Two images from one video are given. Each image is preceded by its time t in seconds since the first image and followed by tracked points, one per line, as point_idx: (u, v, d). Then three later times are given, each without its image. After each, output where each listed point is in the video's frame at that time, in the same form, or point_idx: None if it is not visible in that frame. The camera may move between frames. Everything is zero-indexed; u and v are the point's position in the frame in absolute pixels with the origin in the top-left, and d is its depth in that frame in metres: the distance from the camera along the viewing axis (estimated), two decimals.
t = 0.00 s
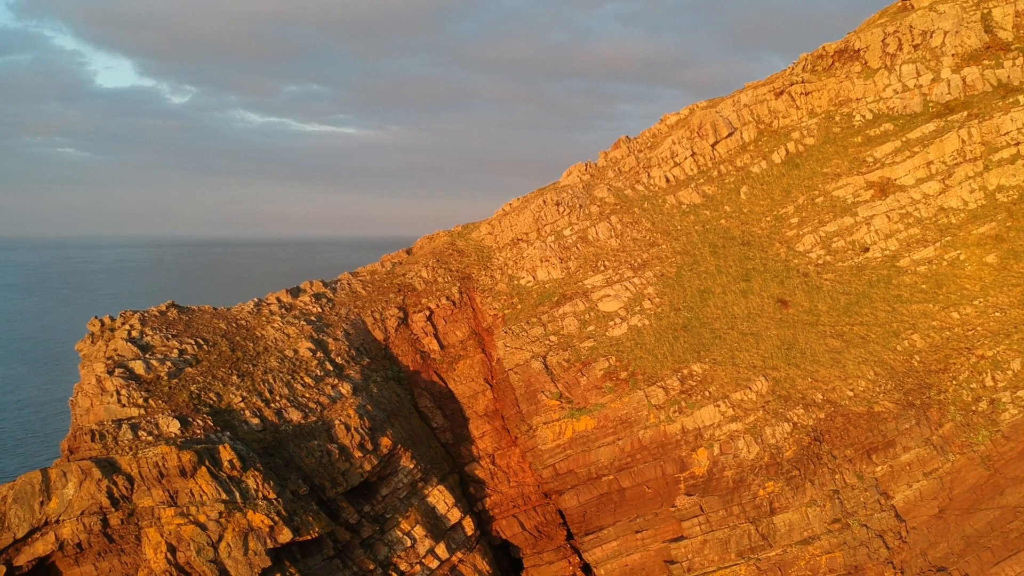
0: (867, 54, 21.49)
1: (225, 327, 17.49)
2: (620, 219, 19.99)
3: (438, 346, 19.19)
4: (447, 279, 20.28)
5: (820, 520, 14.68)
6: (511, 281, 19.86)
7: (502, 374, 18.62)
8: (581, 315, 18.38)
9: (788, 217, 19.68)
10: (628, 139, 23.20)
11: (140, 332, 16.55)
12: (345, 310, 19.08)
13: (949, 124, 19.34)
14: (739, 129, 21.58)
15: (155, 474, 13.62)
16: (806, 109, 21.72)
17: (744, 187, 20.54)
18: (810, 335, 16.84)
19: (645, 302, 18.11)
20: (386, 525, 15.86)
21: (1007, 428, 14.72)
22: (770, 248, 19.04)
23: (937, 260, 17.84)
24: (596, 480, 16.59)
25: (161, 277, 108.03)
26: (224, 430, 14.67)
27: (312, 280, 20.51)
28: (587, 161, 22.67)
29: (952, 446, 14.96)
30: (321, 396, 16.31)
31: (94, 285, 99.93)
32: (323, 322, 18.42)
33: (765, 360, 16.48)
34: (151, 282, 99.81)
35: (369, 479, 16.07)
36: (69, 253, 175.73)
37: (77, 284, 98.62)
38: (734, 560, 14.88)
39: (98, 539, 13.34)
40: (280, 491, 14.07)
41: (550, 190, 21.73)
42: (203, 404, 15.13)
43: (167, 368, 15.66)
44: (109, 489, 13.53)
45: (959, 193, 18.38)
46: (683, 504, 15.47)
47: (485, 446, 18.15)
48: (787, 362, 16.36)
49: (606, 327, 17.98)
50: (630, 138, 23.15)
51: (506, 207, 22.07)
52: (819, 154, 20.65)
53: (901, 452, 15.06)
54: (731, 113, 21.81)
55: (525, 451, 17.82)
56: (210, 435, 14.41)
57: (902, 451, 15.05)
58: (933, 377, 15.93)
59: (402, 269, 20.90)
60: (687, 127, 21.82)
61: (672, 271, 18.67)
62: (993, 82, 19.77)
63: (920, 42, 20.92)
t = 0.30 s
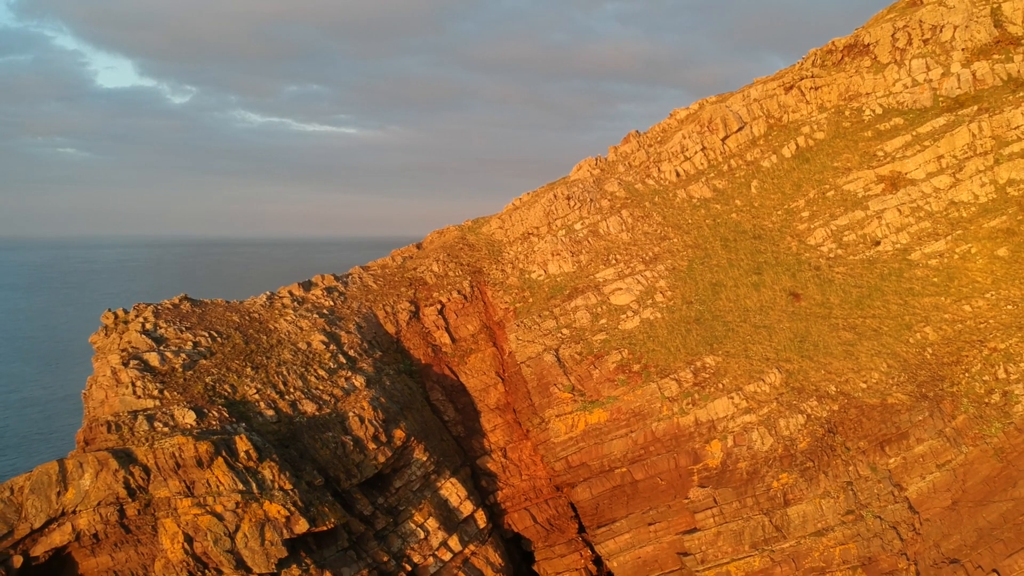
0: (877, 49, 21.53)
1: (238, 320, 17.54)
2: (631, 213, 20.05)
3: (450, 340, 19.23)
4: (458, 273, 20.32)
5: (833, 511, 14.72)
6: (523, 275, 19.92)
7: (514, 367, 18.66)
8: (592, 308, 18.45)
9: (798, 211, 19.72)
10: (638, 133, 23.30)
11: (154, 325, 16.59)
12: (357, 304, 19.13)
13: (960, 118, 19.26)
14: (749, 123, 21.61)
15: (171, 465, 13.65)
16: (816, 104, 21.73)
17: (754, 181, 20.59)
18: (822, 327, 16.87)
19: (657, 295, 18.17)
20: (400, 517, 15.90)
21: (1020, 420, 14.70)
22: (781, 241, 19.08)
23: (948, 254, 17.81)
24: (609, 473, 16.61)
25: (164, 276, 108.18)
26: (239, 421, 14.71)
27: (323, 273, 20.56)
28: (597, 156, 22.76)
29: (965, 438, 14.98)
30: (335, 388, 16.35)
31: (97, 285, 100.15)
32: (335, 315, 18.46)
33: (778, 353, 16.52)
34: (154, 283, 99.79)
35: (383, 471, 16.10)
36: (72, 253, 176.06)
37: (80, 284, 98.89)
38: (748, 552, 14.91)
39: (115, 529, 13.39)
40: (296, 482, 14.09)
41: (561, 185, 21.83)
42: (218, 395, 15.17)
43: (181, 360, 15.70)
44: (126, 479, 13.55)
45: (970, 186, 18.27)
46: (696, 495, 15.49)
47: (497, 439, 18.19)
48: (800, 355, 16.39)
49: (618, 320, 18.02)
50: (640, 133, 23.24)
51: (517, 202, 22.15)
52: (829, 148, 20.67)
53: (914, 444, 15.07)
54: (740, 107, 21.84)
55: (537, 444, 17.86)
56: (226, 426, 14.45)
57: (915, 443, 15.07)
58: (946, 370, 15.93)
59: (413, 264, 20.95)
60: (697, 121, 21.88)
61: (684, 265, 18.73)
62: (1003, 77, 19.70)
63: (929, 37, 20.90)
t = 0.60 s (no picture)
0: (886, 43, 21.48)
1: (251, 313, 17.57)
2: (642, 207, 20.16)
3: (461, 333, 19.28)
4: (469, 266, 20.40)
5: (848, 503, 14.71)
6: (534, 269, 20.00)
7: (526, 359, 18.71)
8: (605, 301, 18.52)
9: (809, 204, 19.76)
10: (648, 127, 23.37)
11: (168, 317, 16.63)
12: (368, 297, 19.17)
13: (970, 112, 19.19)
14: (759, 117, 21.64)
15: (188, 455, 13.69)
16: (825, 98, 21.73)
17: (765, 175, 20.64)
18: (835, 319, 16.91)
19: (669, 288, 18.25)
20: (413, 509, 15.92)
21: None
22: (792, 234, 19.14)
23: (960, 246, 17.75)
24: (622, 464, 16.63)
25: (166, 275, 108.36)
26: (254, 412, 14.75)
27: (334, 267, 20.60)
28: (607, 150, 22.86)
29: (978, 430, 15.04)
30: (348, 380, 16.38)
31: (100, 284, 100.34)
32: (347, 308, 18.50)
33: (791, 345, 16.58)
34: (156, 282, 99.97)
35: (397, 463, 16.13)
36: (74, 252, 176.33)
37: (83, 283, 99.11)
38: (762, 543, 14.93)
39: (132, 519, 13.40)
40: (312, 472, 14.11)
41: (571, 179, 21.92)
42: (234, 387, 15.22)
43: (196, 352, 15.74)
44: (143, 470, 13.57)
45: (981, 179, 18.27)
46: (710, 487, 15.51)
47: (509, 432, 18.19)
48: (813, 347, 16.44)
49: (630, 313, 18.10)
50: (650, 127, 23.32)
51: (527, 196, 22.26)
52: (839, 142, 20.69)
53: (928, 435, 15.06)
54: (750, 101, 21.86)
55: (549, 437, 17.89)
56: (242, 416, 14.49)
57: (929, 434, 15.06)
58: (958, 361, 15.93)
59: (424, 257, 21.04)
60: (707, 115, 21.91)
61: (695, 258, 18.82)
62: (1013, 70, 19.61)
63: (939, 31, 20.84)
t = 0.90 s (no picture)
0: (895, 37, 21.47)
1: (264, 305, 17.61)
2: (653, 200, 20.15)
3: (472, 327, 19.34)
4: (480, 260, 20.46)
5: (861, 494, 14.73)
6: (545, 263, 20.09)
7: (538, 353, 18.77)
8: (617, 294, 18.61)
9: (820, 198, 19.78)
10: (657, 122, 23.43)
11: (182, 309, 16.66)
12: (380, 290, 19.23)
13: (980, 106, 19.14)
14: (769, 111, 21.66)
15: (204, 445, 13.72)
16: (835, 93, 21.72)
17: (775, 169, 20.68)
18: (847, 311, 16.94)
19: (681, 281, 18.31)
20: (427, 501, 15.94)
21: None
22: (803, 228, 19.18)
23: (971, 239, 17.71)
24: (634, 457, 16.65)
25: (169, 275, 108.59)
26: (270, 403, 14.79)
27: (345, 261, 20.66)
28: (617, 145, 22.94)
29: (991, 421, 15.08)
30: (362, 372, 16.42)
31: (104, 284, 100.65)
32: (360, 302, 18.55)
33: (804, 337, 16.61)
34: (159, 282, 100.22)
35: (410, 455, 16.17)
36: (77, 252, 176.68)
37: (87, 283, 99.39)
38: (775, 534, 14.97)
39: (149, 510, 13.43)
40: (327, 463, 14.14)
41: (581, 173, 22.00)
42: (249, 378, 15.26)
43: (210, 344, 15.76)
44: (159, 460, 13.60)
45: (992, 173, 18.20)
46: (724, 479, 15.56)
47: (520, 425, 18.23)
48: (826, 339, 16.48)
49: (642, 306, 18.16)
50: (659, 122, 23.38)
51: (538, 190, 22.36)
52: (849, 136, 20.69)
53: (941, 426, 15.10)
54: (760, 96, 21.88)
55: (561, 430, 17.95)
56: (257, 407, 14.53)
57: (942, 426, 15.10)
58: (971, 354, 15.95)
59: (435, 252, 21.12)
60: (717, 109, 21.92)
61: (707, 251, 18.87)
62: None
63: (949, 25, 20.79)
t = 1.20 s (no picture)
0: (905, 32, 21.45)
1: (277, 298, 17.65)
2: (663, 194, 20.25)
3: (483, 320, 19.40)
4: (490, 254, 20.55)
5: (874, 485, 14.77)
6: (556, 256, 20.16)
7: (549, 345, 18.81)
8: (628, 287, 18.62)
9: (830, 191, 19.82)
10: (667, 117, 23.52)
11: (195, 301, 16.69)
12: (391, 284, 19.29)
13: (990, 99, 18.99)
14: (779, 106, 21.71)
15: (220, 435, 13.76)
16: (844, 87, 21.72)
17: (786, 162, 20.72)
18: (859, 304, 16.98)
19: (692, 274, 18.37)
20: (440, 493, 15.96)
21: None
22: (814, 221, 19.21)
23: (982, 233, 17.64)
24: (646, 449, 16.66)
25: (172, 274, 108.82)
26: (284, 394, 14.83)
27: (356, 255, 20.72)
28: (627, 139, 23.05)
29: (1004, 413, 15.11)
30: (375, 364, 16.46)
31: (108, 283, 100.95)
32: (371, 294, 18.60)
33: (816, 329, 16.64)
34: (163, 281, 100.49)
35: (423, 447, 16.19)
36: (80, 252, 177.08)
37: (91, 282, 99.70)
38: (789, 526, 15.01)
39: (164, 500, 13.46)
40: (343, 454, 14.18)
41: (591, 167, 22.12)
42: (263, 369, 15.30)
43: (225, 335, 15.79)
44: (174, 450, 13.59)
45: (1002, 167, 18.08)
46: (737, 470, 15.59)
47: (531, 418, 18.26)
48: (839, 331, 16.51)
49: (654, 299, 18.20)
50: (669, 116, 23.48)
51: (548, 184, 22.51)
52: (858, 130, 20.68)
53: (954, 418, 15.10)
54: (770, 90, 21.94)
55: (572, 423, 17.94)
56: (273, 398, 14.58)
57: (955, 417, 15.10)
58: (983, 346, 15.96)
59: (445, 246, 21.19)
60: (726, 104, 22.01)
61: (718, 244, 18.93)
62: None
63: (958, 20, 20.84)
